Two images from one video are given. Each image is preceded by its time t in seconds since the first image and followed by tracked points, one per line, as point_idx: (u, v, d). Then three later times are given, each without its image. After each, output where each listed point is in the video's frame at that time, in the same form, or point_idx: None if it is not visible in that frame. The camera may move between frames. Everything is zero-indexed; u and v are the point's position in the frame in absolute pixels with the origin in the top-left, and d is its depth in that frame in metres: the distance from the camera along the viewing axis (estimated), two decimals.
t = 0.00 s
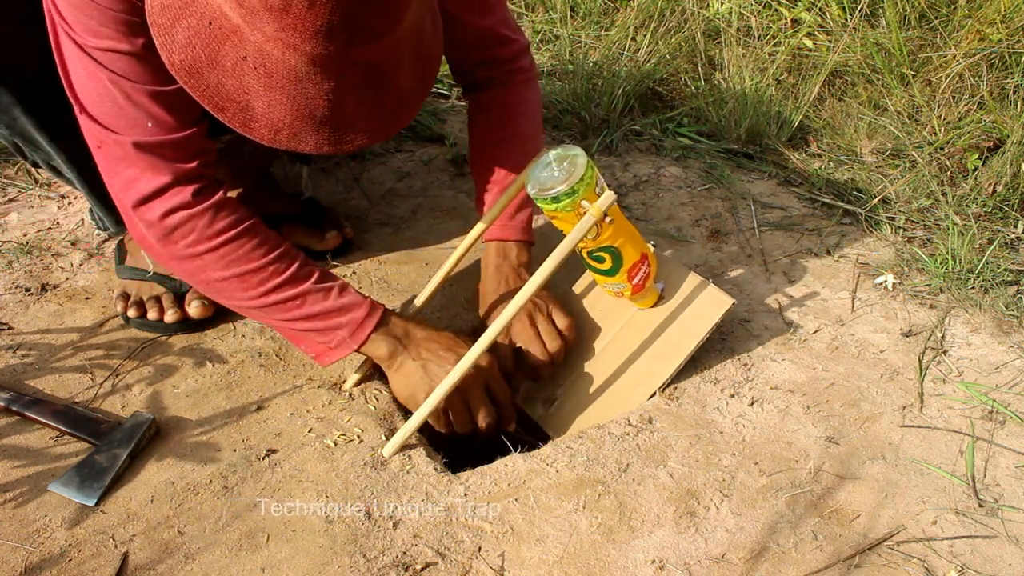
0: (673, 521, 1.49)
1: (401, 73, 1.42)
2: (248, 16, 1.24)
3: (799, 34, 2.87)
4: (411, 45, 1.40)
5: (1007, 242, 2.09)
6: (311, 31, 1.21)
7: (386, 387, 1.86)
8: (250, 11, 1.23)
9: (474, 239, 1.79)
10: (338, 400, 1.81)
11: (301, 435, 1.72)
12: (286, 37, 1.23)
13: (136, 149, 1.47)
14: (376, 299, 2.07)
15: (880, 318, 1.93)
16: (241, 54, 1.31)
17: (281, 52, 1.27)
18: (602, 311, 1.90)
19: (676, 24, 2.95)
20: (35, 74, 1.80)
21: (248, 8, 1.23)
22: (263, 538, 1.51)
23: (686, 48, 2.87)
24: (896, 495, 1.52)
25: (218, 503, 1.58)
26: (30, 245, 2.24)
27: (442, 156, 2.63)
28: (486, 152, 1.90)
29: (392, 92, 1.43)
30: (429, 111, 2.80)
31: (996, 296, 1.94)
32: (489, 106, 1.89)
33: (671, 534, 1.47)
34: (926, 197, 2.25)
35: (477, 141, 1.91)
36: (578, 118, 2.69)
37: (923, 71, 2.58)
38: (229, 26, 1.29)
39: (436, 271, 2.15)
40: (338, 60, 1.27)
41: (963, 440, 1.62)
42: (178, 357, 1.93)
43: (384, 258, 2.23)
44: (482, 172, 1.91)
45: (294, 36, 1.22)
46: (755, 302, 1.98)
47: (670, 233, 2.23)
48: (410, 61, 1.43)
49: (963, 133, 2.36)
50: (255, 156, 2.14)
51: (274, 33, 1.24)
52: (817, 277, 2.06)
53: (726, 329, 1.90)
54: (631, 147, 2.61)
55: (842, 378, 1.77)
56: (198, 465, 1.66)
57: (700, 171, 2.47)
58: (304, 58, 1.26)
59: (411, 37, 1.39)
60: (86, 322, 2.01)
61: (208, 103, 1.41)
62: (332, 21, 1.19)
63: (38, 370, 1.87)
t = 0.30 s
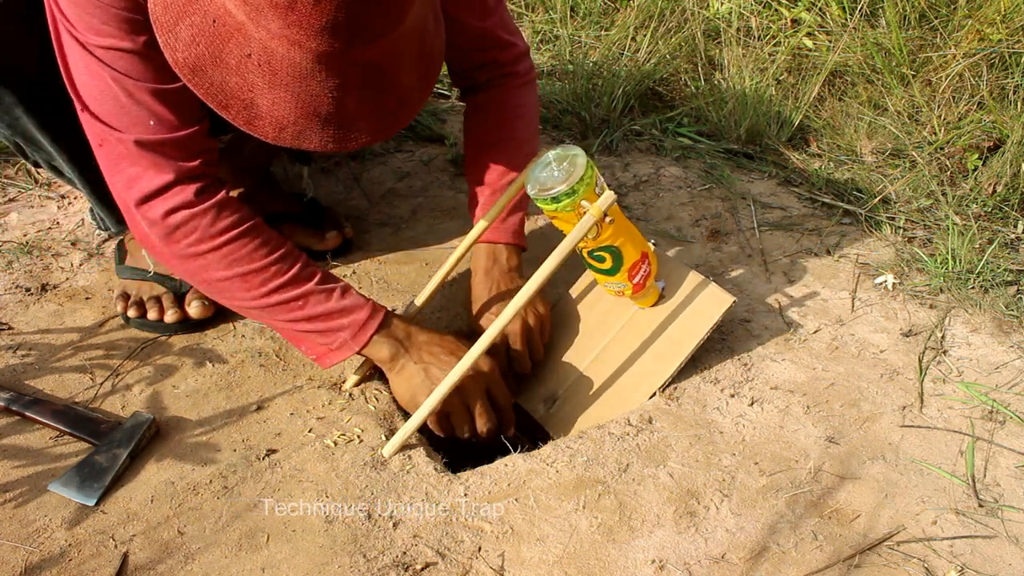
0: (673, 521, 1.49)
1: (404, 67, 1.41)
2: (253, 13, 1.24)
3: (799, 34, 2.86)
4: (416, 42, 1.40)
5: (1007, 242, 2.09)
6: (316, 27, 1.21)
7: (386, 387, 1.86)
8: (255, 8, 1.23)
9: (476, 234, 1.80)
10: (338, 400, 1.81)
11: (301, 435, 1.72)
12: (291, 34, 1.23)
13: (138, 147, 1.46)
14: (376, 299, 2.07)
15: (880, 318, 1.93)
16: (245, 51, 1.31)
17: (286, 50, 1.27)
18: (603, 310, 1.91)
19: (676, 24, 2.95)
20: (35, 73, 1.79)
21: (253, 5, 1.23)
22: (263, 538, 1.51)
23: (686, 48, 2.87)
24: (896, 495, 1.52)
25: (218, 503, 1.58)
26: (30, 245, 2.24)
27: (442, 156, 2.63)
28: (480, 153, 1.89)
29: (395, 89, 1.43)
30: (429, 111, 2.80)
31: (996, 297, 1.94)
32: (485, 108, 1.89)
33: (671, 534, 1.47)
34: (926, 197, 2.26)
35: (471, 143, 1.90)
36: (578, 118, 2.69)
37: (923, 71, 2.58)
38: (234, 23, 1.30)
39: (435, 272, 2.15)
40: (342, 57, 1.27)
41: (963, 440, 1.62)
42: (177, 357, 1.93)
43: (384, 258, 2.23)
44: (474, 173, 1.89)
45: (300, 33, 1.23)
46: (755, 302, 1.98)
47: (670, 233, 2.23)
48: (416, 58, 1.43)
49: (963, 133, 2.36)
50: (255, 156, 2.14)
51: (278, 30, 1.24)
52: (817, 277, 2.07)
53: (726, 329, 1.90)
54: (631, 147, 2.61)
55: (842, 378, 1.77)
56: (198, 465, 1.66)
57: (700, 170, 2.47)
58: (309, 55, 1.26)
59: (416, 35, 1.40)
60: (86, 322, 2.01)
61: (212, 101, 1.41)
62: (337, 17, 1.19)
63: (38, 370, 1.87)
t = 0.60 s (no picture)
0: (673, 521, 1.49)
1: (411, 59, 1.39)
2: (260, 6, 1.24)
3: (799, 34, 2.86)
4: (420, 35, 1.40)
5: (1008, 242, 2.09)
6: (324, 19, 1.21)
7: (386, 387, 1.86)
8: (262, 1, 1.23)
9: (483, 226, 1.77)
10: (338, 400, 1.81)
11: (301, 435, 1.72)
12: (298, 27, 1.23)
13: (139, 143, 1.46)
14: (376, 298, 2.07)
15: (880, 318, 1.93)
16: (251, 45, 1.31)
17: (293, 43, 1.26)
18: (611, 306, 1.92)
19: (676, 24, 2.95)
20: (36, 73, 1.79)
21: None
22: (263, 538, 1.51)
23: (686, 48, 2.87)
24: (896, 495, 1.52)
25: (218, 503, 1.58)
26: (30, 245, 2.24)
27: (442, 156, 2.63)
28: (475, 149, 1.87)
29: (404, 84, 1.42)
30: (429, 112, 2.80)
31: (996, 297, 1.94)
32: (480, 104, 1.88)
33: (671, 534, 1.47)
34: (926, 197, 2.26)
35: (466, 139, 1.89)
36: (578, 118, 2.69)
37: (923, 71, 2.58)
38: (240, 18, 1.29)
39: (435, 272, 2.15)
40: (350, 50, 1.27)
41: (963, 440, 1.62)
42: (177, 357, 1.93)
43: (384, 258, 2.23)
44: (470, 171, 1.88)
45: (307, 25, 1.22)
46: (755, 302, 1.98)
47: (670, 233, 2.23)
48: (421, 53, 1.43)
49: (963, 133, 2.36)
50: (255, 156, 2.14)
51: (286, 23, 1.24)
52: (817, 277, 2.07)
53: (726, 329, 1.90)
54: (631, 147, 2.61)
55: (842, 378, 1.77)
56: (198, 465, 1.66)
57: (700, 170, 2.47)
58: (316, 47, 1.26)
59: (421, 29, 1.39)
60: (86, 322, 2.01)
61: (218, 97, 1.40)
62: (344, 8, 1.19)
63: (38, 370, 1.87)
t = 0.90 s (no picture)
0: (673, 521, 1.49)
1: (415, 43, 1.38)
2: None
3: (799, 34, 2.86)
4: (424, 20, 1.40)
5: (1008, 242, 2.09)
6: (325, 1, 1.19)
7: (386, 387, 1.86)
8: None
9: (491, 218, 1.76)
10: (338, 400, 1.81)
11: (301, 435, 1.72)
12: (298, 11, 1.22)
13: (152, 141, 1.45)
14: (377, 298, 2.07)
15: (880, 318, 1.93)
16: (251, 34, 1.29)
17: (293, 28, 1.24)
18: (612, 306, 1.92)
19: (676, 24, 2.95)
20: (36, 73, 1.78)
21: None
22: (263, 538, 1.51)
23: (686, 48, 2.87)
24: (896, 495, 1.52)
25: (219, 503, 1.58)
26: (30, 245, 2.24)
27: (442, 156, 2.64)
28: (472, 148, 1.87)
29: (408, 70, 1.40)
30: (429, 112, 2.81)
31: (996, 297, 1.94)
32: (478, 102, 1.88)
33: (671, 534, 1.46)
34: (926, 197, 2.26)
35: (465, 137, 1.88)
36: (578, 118, 2.69)
37: (923, 71, 2.58)
38: (238, 5, 1.27)
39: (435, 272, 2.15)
40: (350, 32, 1.25)
41: (963, 440, 1.62)
42: (177, 357, 1.93)
43: (384, 257, 2.23)
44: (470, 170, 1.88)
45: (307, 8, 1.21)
46: (755, 302, 1.98)
47: (671, 233, 2.23)
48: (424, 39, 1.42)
49: (963, 133, 2.36)
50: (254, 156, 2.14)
51: (285, 6, 1.22)
52: (817, 277, 2.07)
53: (726, 329, 1.91)
54: (631, 147, 2.61)
55: (842, 378, 1.77)
56: (198, 465, 1.66)
57: (700, 171, 2.47)
58: (317, 31, 1.24)
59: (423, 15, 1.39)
60: (86, 322, 2.01)
61: (219, 87, 1.38)
62: None
63: (38, 370, 1.87)
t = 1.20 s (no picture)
0: (673, 521, 1.49)
1: (421, 32, 1.35)
2: None
3: (799, 34, 2.86)
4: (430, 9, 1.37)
5: (1008, 242, 2.09)
6: None
7: (386, 387, 1.86)
8: None
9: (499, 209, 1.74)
10: (338, 400, 1.81)
11: (301, 435, 1.72)
12: None
13: (168, 142, 1.43)
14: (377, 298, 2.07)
15: (880, 318, 1.93)
16: (256, 19, 1.24)
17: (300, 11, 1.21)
18: (617, 303, 1.92)
19: (676, 24, 2.95)
20: (35, 74, 1.77)
21: None
22: (263, 538, 1.51)
23: (686, 48, 2.87)
24: (896, 495, 1.52)
25: (218, 503, 1.58)
26: (30, 245, 2.24)
27: (442, 156, 2.64)
28: (473, 150, 1.87)
29: (415, 58, 1.37)
30: (429, 112, 2.81)
31: (996, 297, 1.94)
32: (479, 104, 1.88)
33: (671, 534, 1.46)
34: (926, 197, 2.26)
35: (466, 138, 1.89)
36: (578, 118, 2.69)
37: (923, 71, 2.58)
38: None
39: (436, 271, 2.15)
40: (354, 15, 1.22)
41: (963, 440, 1.62)
42: (177, 357, 1.93)
43: (384, 257, 2.23)
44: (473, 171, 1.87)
45: None
46: (755, 302, 1.98)
47: (671, 233, 2.23)
48: (431, 28, 1.40)
49: (963, 133, 2.36)
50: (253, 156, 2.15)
51: None
52: (817, 277, 2.07)
53: (726, 329, 1.91)
54: (631, 147, 2.61)
55: (842, 378, 1.77)
56: (198, 465, 1.66)
57: (700, 171, 2.47)
58: (325, 15, 1.21)
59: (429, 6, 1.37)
60: (86, 322, 2.01)
61: (225, 77, 1.32)
62: None
63: (38, 370, 1.87)
